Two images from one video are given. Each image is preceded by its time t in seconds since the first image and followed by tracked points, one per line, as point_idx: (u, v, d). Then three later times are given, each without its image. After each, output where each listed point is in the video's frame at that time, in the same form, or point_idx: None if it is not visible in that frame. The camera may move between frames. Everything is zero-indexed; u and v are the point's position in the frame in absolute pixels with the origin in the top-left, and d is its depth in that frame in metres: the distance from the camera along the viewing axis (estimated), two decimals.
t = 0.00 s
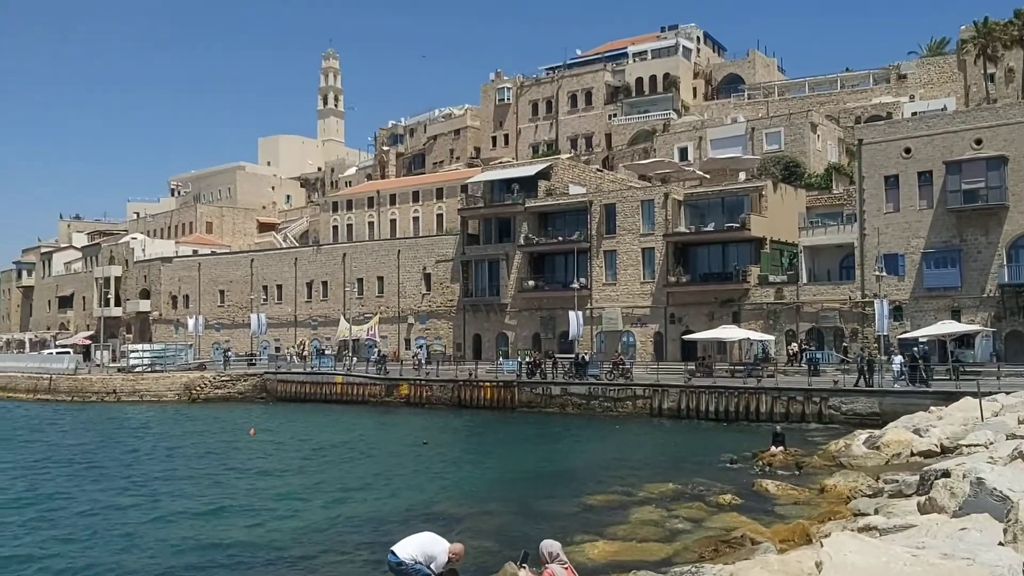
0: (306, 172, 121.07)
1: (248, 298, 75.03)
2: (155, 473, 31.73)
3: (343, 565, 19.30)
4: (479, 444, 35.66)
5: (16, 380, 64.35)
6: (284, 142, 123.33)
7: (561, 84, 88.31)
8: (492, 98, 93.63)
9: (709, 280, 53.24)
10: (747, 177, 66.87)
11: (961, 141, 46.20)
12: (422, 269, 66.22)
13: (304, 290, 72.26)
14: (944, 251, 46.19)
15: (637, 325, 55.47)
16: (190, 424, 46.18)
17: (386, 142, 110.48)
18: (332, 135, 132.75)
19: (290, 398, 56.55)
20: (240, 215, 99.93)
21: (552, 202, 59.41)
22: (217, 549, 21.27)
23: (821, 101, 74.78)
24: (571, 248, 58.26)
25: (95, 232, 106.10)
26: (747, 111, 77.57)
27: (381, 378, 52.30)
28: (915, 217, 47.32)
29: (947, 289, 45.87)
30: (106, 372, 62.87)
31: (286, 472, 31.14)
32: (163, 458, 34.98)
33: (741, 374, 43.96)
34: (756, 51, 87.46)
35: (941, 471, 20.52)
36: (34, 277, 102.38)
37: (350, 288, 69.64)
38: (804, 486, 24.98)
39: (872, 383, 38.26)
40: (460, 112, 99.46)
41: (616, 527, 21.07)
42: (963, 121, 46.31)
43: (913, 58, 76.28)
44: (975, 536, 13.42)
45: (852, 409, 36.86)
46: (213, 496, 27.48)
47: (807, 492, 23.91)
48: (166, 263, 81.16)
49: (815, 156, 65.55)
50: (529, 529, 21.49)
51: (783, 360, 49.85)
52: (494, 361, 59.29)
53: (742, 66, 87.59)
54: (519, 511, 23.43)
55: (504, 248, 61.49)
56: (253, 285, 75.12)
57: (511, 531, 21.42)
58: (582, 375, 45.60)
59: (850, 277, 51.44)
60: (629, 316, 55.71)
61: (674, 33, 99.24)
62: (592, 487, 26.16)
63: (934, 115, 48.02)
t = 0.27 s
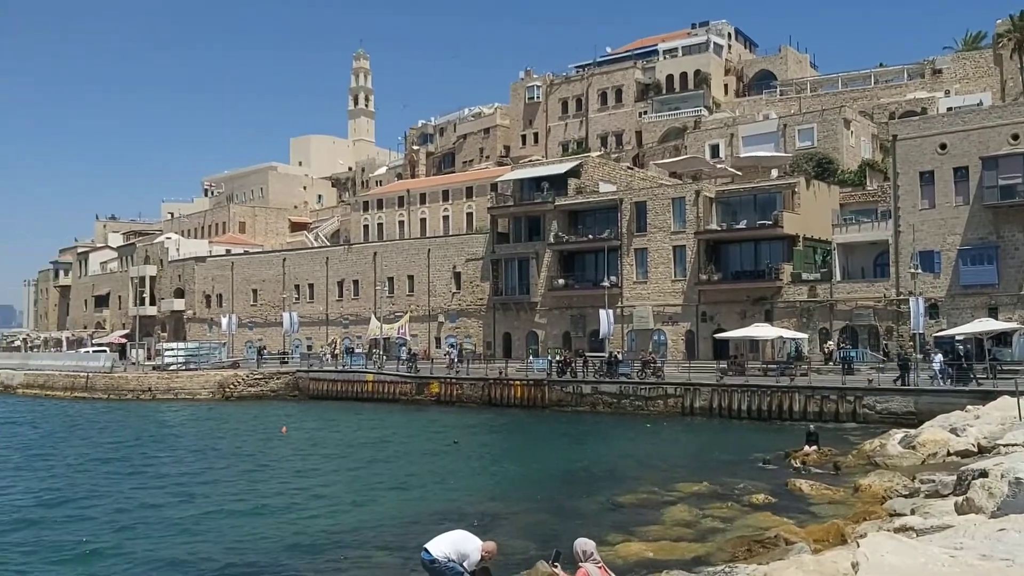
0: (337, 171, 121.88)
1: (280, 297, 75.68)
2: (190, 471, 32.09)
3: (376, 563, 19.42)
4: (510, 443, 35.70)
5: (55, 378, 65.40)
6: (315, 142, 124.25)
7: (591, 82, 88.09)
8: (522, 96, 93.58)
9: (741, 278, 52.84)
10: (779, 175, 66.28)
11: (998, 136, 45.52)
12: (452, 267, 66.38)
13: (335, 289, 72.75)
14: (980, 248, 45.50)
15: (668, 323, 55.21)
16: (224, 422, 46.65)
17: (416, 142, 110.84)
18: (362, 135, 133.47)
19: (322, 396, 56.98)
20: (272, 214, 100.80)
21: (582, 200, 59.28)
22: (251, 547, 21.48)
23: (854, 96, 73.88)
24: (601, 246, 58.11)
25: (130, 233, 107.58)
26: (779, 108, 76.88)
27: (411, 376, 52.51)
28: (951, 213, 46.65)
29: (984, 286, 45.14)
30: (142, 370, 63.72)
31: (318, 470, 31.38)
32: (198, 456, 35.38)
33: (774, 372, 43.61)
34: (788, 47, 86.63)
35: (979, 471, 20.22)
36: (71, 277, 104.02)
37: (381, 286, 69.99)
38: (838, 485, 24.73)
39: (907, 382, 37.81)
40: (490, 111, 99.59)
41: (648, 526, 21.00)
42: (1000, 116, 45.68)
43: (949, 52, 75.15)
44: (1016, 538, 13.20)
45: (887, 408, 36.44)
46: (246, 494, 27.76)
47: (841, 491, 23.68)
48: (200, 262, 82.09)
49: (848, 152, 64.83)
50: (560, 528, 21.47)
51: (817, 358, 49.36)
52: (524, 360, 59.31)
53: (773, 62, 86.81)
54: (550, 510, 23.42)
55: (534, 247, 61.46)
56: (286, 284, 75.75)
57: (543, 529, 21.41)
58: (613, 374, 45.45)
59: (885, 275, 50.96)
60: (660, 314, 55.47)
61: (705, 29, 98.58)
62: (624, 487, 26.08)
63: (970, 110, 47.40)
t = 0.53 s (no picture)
0: (375, 171, 122.69)
1: (320, 296, 76.39)
2: (233, 469, 32.51)
3: (416, 562, 19.51)
4: (549, 442, 35.67)
5: (102, 377, 66.64)
6: (354, 143, 125.21)
7: (630, 79, 87.69)
8: (559, 94, 93.40)
9: (782, 276, 52.27)
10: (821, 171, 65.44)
11: None
12: (490, 266, 66.47)
13: (374, 288, 73.24)
14: None
15: (708, 322, 54.78)
16: (266, 420, 47.20)
17: (454, 141, 111.17)
18: (400, 135, 134.19)
19: (362, 395, 57.44)
20: (312, 215, 101.77)
21: (620, 198, 59.03)
22: (294, 544, 21.70)
23: (898, 91, 72.51)
24: (640, 244, 57.81)
25: (174, 233, 109.30)
26: (821, 103, 75.89)
27: (450, 375, 52.69)
28: (998, 209, 45.80)
29: None
30: (186, 369, 64.70)
31: (358, 469, 31.61)
32: (241, 454, 35.81)
33: (816, 371, 43.07)
34: (830, 42, 85.48)
35: None
36: (117, 277, 105.94)
37: (419, 285, 70.32)
38: (883, 486, 24.37)
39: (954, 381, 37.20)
40: (528, 109, 99.60)
41: (688, 526, 20.87)
42: None
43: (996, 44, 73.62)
44: None
45: (932, 407, 35.86)
46: (288, 491, 28.06)
47: (886, 492, 23.33)
48: (242, 262, 83.15)
49: (892, 147, 63.83)
50: (600, 527, 21.40)
51: (860, 357, 48.68)
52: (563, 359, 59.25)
53: (815, 57, 85.72)
54: (590, 510, 23.37)
55: (573, 245, 61.32)
56: (326, 283, 76.44)
57: (583, 529, 21.35)
58: (653, 372, 45.20)
59: (930, 272, 50.25)
60: (700, 313, 55.06)
61: (745, 25, 97.61)
62: (664, 487, 25.93)
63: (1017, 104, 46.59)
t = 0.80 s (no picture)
0: (416, 171, 123.32)
1: (362, 296, 76.98)
2: (278, 467, 32.88)
3: (459, 561, 19.56)
4: (590, 442, 35.55)
5: (149, 375, 67.87)
6: (395, 143, 125.96)
7: (671, 76, 87.05)
8: (600, 92, 93.05)
9: (827, 275, 51.54)
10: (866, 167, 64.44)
11: None
12: (531, 265, 66.45)
13: (415, 287, 73.60)
14: None
15: (751, 321, 54.21)
16: (309, 419, 47.68)
17: (494, 140, 111.31)
18: (441, 134, 134.69)
19: (404, 393, 57.82)
20: (354, 215, 102.60)
21: (662, 196, 58.64)
22: (337, 542, 21.87)
23: (945, 86, 70.41)
24: (682, 242, 57.38)
25: (219, 234, 110.88)
26: (866, 99, 74.70)
27: (490, 374, 52.77)
28: None
29: None
30: (230, 367, 65.61)
31: (401, 467, 31.79)
32: (285, 452, 36.20)
33: (862, 371, 42.40)
34: (875, 36, 84.09)
35: None
36: (164, 277, 107.79)
37: (460, 285, 70.52)
38: (932, 487, 23.91)
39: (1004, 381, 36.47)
40: (568, 108, 99.42)
41: (732, 527, 20.66)
42: None
43: None
44: None
45: (982, 408, 35.15)
46: (332, 490, 28.29)
47: (935, 493, 22.90)
48: (285, 262, 84.10)
49: (939, 143, 62.66)
50: (643, 528, 21.27)
51: (907, 357, 47.84)
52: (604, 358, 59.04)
53: (860, 52, 84.37)
54: (632, 511, 23.23)
55: (613, 244, 61.04)
56: (367, 282, 77.01)
57: (625, 529, 21.24)
58: (695, 372, 44.84)
59: (979, 270, 49.18)
60: (743, 312, 54.50)
61: (788, 20, 96.40)
62: (707, 488, 25.70)
63: None
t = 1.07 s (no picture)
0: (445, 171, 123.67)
1: (392, 295, 77.37)
2: (310, 465, 33.16)
3: (490, 560, 19.60)
4: (621, 440, 35.46)
5: (183, 374, 68.75)
6: (424, 143, 126.40)
7: (701, 73, 86.49)
8: (629, 91, 92.73)
9: (861, 272, 51.01)
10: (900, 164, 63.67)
11: None
12: (560, 264, 66.40)
13: (445, 287, 73.84)
14: None
15: (783, 319, 53.76)
16: (340, 417, 48.04)
17: (523, 139, 111.33)
18: (470, 134, 134.93)
19: (434, 392, 58.11)
20: (384, 215, 103.14)
21: (692, 194, 58.32)
22: (369, 540, 22.01)
23: (981, 80, 69.65)
24: (713, 240, 57.04)
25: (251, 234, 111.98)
26: (900, 94, 73.78)
27: (520, 372, 52.82)
28: None
29: None
30: (263, 366, 66.26)
31: (431, 466, 31.92)
32: (316, 451, 36.47)
33: (896, 369, 41.90)
34: (909, 31, 82.99)
35: None
36: (197, 278, 109.08)
37: (489, 284, 70.62)
38: (968, 486, 23.59)
39: None
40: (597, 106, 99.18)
41: (764, 527, 20.51)
42: None
43: None
44: None
45: (1019, 406, 34.63)
46: (364, 488, 28.47)
47: (971, 492, 22.60)
48: (316, 263, 84.73)
49: (975, 138, 61.76)
50: (674, 528, 21.17)
51: (942, 355, 47.23)
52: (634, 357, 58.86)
53: (894, 47, 83.31)
54: (663, 510, 23.15)
55: (643, 242, 60.82)
56: (397, 282, 77.38)
57: (656, 529, 21.16)
58: (727, 370, 44.59)
59: (1015, 267, 48.47)
60: (775, 310, 54.07)
61: (820, 16, 95.41)
62: (739, 487, 25.54)
63: None
